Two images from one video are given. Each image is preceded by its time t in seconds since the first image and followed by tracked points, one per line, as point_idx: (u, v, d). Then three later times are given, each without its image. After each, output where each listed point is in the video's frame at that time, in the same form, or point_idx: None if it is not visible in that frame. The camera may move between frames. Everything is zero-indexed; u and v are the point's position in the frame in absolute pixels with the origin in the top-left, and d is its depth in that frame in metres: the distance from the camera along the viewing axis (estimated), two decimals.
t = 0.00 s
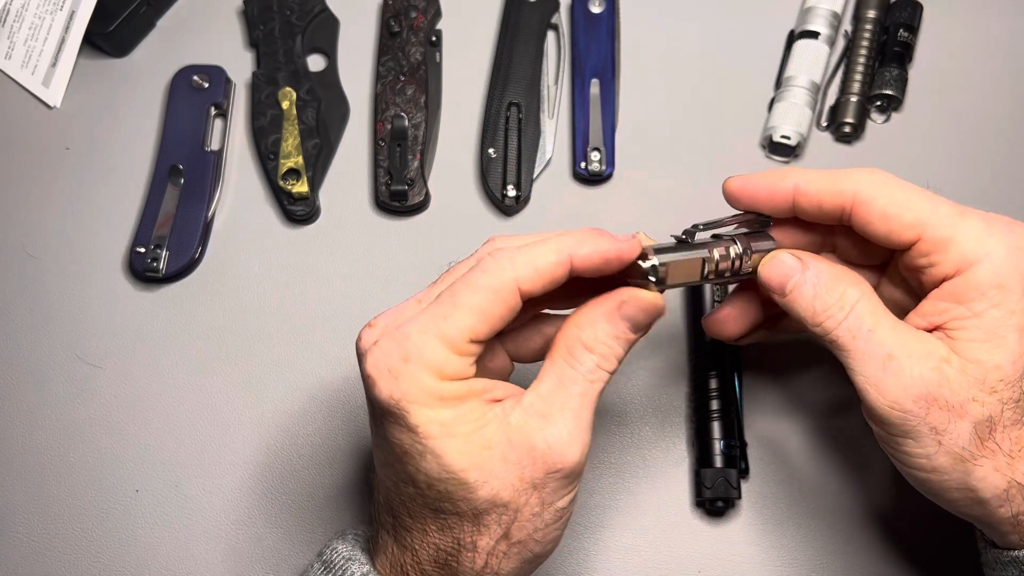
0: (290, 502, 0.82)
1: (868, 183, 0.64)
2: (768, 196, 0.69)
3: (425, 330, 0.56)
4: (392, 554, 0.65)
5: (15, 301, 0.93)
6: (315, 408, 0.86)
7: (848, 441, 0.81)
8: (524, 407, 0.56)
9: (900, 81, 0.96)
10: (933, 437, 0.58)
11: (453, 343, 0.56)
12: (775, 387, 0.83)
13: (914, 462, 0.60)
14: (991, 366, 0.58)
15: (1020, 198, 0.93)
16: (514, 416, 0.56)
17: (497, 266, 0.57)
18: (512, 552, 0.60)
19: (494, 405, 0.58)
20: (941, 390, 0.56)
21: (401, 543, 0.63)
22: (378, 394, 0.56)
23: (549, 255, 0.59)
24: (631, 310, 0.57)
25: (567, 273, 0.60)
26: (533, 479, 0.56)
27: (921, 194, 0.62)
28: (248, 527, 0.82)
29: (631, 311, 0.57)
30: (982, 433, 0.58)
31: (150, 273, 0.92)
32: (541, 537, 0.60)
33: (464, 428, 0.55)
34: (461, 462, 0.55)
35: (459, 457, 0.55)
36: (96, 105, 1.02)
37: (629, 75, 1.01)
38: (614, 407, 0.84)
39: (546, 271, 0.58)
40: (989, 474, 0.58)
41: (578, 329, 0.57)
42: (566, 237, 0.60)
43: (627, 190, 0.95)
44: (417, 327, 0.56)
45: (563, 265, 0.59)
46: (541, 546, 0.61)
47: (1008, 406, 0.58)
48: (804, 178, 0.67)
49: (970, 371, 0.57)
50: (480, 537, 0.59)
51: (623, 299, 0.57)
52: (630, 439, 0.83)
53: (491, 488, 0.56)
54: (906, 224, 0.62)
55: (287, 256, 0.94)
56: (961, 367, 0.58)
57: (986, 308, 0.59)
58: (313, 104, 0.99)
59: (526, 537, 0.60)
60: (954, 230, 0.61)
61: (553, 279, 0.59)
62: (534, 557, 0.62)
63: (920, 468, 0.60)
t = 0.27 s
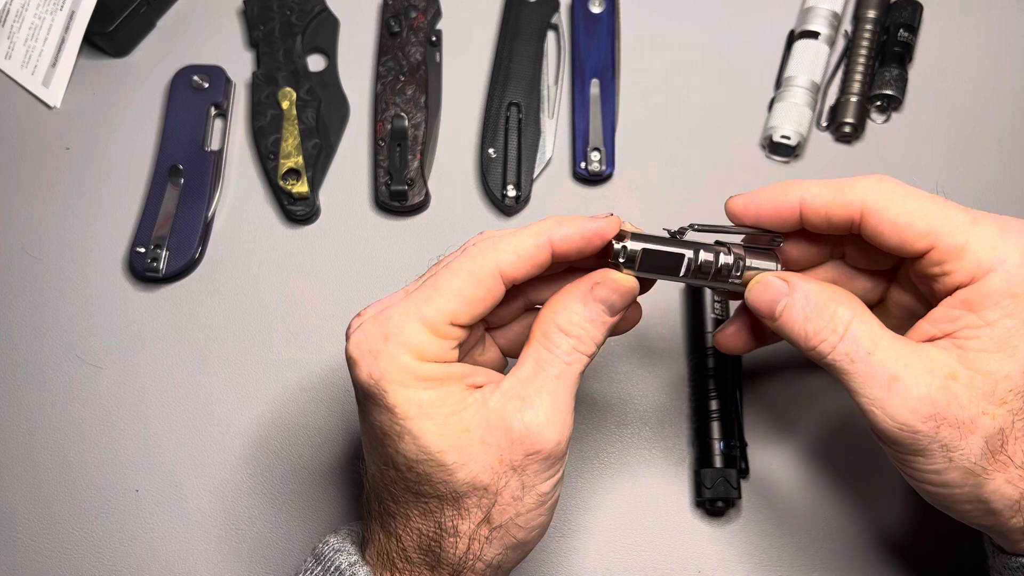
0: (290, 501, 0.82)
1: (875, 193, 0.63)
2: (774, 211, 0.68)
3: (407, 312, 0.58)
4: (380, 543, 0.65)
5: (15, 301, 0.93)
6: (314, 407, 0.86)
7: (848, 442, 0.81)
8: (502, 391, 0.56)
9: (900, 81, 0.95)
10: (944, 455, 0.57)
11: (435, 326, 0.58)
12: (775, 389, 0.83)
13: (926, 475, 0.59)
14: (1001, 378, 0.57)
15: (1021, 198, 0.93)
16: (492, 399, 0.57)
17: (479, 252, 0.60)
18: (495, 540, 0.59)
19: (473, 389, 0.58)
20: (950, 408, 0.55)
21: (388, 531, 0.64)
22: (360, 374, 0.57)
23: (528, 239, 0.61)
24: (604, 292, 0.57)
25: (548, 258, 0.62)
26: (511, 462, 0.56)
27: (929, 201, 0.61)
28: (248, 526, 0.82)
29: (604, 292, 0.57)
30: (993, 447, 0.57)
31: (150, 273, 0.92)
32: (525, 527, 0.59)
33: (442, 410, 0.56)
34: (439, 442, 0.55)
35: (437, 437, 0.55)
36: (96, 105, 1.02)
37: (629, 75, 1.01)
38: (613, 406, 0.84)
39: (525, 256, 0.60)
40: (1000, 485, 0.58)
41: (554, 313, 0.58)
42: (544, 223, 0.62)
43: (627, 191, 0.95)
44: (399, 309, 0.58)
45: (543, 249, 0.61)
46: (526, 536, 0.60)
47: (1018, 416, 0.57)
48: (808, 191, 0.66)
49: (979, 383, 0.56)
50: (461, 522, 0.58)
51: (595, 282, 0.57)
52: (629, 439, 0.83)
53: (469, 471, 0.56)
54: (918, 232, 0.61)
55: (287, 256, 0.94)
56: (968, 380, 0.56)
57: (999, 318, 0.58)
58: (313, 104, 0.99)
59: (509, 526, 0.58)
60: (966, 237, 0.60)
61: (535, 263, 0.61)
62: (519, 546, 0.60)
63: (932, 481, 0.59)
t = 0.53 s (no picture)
0: (290, 501, 0.82)
1: (879, 199, 0.62)
2: (777, 220, 0.66)
3: (408, 311, 0.58)
4: (380, 541, 0.65)
5: (15, 301, 0.93)
6: (314, 407, 0.86)
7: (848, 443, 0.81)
8: (502, 389, 0.56)
9: (900, 81, 0.95)
10: (944, 464, 0.57)
11: (435, 324, 0.58)
12: (775, 390, 0.83)
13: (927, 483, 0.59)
14: (1002, 387, 0.56)
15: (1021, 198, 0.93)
16: (492, 397, 0.57)
17: (480, 251, 0.59)
18: (495, 538, 0.59)
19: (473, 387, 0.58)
20: (948, 419, 0.55)
21: (388, 529, 0.63)
22: (362, 372, 0.58)
23: (530, 238, 0.60)
24: (601, 290, 0.56)
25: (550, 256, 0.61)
26: (512, 459, 0.56)
27: (934, 206, 0.61)
28: (248, 526, 0.82)
29: (601, 290, 0.56)
30: (994, 456, 0.57)
31: (150, 273, 0.92)
32: (525, 524, 0.59)
33: (442, 408, 0.56)
34: (438, 440, 0.55)
35: (437, 435, 0.55)
36: (96, 105, 1.02)
37: (629, 75, 1.01)
38: (613, 407, 0.84)
39: (526, 255, 0.60)
40: (1000, 494, 0.58)
41: (551, 311, 0.58)
42: (545, 222, 0.61)
43: (627, 191, 0.95)
44: (400, 308, 0.58)
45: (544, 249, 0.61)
46: (526, 534, 0.60)
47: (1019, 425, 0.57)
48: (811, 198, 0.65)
49: (979, 392, 0.56)
50: (462, 520, 0.58)
51: (593, 279, 0.57)
52: (629, 439, 0.83)
53: (469, 469, 0.56)
54: (925, 239, 0.60)
55: (287, 257, 0.94)
56: (968, 390, 0.56)
57: (1002, 326, 0.57)
58: (313, 104, 0.99)
59: (509, 523, 0.58)
60: (972, 244, 0.59)
61: (537, 263, 0.61)
62: (519, 544, 0.60)
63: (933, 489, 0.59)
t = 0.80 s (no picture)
0: (290, 501, 0.82)
1: (878, 204, 0.62)
2: (776, 226, 0.66)
3: (407, 308, 0.58)
4: (378, 538, 0.65)
5: (15, 301, 0.93)
6: (314, 406, 0.86)
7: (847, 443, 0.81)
8: (500, 386, 0.57)
9: (900, 81, 0.95)
10: (940, 471, 0.57)
11: (433, 322, 0.58)
12: (775, 391, 0.84)
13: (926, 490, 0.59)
14: (999, 394, 0.56)
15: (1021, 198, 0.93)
16: (490, 394, 0.57)
17: (480, 250, 0.60)
18: (491, 535, 0.59)
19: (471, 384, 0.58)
20: (944, 427, 0.55)
21: (386, 527, 0.63)
22: (360, 368, 0.58)
23: (529, 237, 0.60)
24: (598, 288, 0.57)
25: (549, 255, 0.61)
26: (508, 456, 0.56)
27: (934, 211, 0.61)
28: (248, 525, 0.82)
29: (598, 288, 0.57)
30: (992, 463, 0.57)
31: (150, 273, 0.92)
32: (522, 521, 0.59)
33: (440, 404, 0.56)
34: (435, 437, 0.55)
35: (434, 432, 0.55)
36: (96, 105, 1.02)
37: (629, 75, 1.01)
38: (613, 406, 0.84)
39: (525, 253, 0.60)
40: (999, 500, 0.58)
41: (548, 309, 0.58)
42: (545, 219, 0.61)
43: (627, 191, 0.95)
44: (399, 305, 0.58)
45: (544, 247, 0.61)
46: (523, 531, 0.60)
47: (1017, 431, 0.57)
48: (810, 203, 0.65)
49: (975, 400, 0.56)
50: (459, 517, 0.58)
51: (590, 277, 0.57)
52: (629, 439, 0.83)
53: (466, 465, 0.56)
54: (925, 244, 0.60)
55: (287, 257, 0.94)
56: (963, 398, 0.56)
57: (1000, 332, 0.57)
58: (313, 104, 0.99)
59: (506, 520, 0.58)
60: (973, 248, 0.59)
61: (536, 262, 0.61)
62: (516, 541, 0.60)
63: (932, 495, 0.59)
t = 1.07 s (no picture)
0: (290, 501, 0.82)
1: (879, 203, 0.62)
2: (777, 226, 0.67)
3: (409, 309, 0.58)
4: (378, 537, 0.65)
5: (15, 301, 0.93)
6: (314, 406, 0.86)
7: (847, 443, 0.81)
8: (502, 390, 0.56)
9: (900, 81, 0.96)
10: (941, 470, 0.57)
11: (434, 323, 0.58)
12: (775, 391, 0.84)
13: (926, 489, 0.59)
14: (999, 393, 0.56)
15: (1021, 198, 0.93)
16: (491, 399, 0.56)
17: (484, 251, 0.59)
18: (488, 539, 0.58)
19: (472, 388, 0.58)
20: (944, 426, 0.55)
21: (385, 526, 0.64)
22: (360, 367, 0.58)
23: (533, 240, 0.60)
24: (611, 296, 0.56)
25: (553, 258, 0.61)
26: (507, 462, 0.55)
27: (936, 211, 0.61)
28: (247, 526, 0.82)
29: (610, 296, 0.56)
30: (992, 461, 0.56)
31: (150, 273, 0.92)
32: (519, 526, 0.58)
33: (439, 406, 0.56)
34: (434, 438, 0.55)
35: (433, 433, 0.55)
36: (96, 105, 1.02)
37: (629, 75, 1.01)
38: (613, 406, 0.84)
39: (529, 256, 0.60)
40: (999, 499, 0.58)
41: (560, 316, 0.57)
42: (550, 222, 0.61)
43: (626, 191, 0.95)
44: (401, 305, 0.59)
45: (548, 251, 0.60)
46: (520, 536, 0.59)
47: (1017, 430, 0.57)
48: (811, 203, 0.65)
49: (975, 399, 0.56)
50: (456, 519, 0.58)
51: (604, 284, 0.57)
52: (629, 438, 0.83)
53: (464, 468, 0.56)
54: (925, 244, 0.60)
55: (287, 256, 0.94)
56: (964, 397, 0.56)
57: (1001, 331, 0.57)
58: (313, 104, 0.99)
59: (503, 525, 0.58)
60: (974, 247, 0.59)
61: (540, 265, 0.61)
62: (513, 546, 0.60)
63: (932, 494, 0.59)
